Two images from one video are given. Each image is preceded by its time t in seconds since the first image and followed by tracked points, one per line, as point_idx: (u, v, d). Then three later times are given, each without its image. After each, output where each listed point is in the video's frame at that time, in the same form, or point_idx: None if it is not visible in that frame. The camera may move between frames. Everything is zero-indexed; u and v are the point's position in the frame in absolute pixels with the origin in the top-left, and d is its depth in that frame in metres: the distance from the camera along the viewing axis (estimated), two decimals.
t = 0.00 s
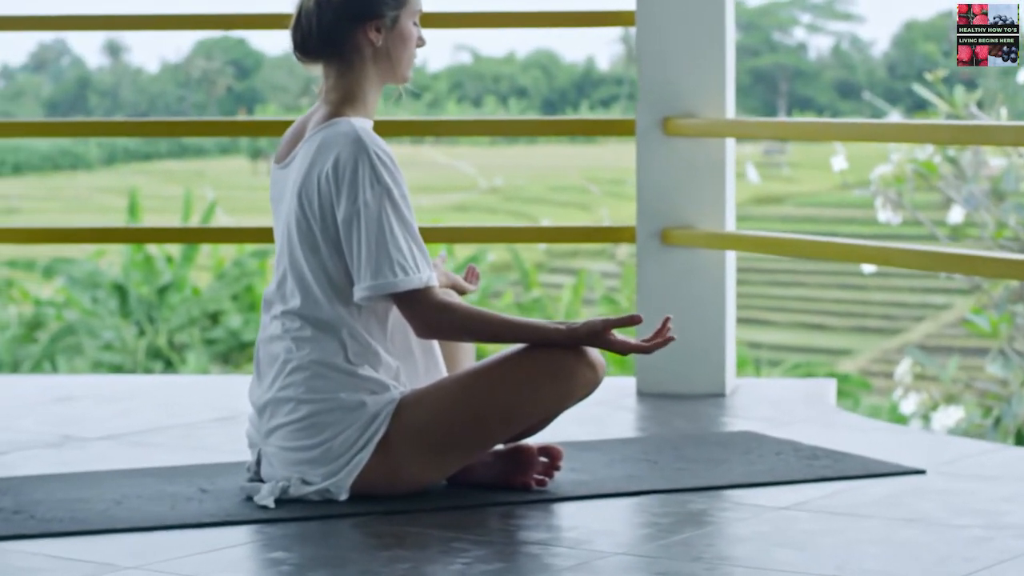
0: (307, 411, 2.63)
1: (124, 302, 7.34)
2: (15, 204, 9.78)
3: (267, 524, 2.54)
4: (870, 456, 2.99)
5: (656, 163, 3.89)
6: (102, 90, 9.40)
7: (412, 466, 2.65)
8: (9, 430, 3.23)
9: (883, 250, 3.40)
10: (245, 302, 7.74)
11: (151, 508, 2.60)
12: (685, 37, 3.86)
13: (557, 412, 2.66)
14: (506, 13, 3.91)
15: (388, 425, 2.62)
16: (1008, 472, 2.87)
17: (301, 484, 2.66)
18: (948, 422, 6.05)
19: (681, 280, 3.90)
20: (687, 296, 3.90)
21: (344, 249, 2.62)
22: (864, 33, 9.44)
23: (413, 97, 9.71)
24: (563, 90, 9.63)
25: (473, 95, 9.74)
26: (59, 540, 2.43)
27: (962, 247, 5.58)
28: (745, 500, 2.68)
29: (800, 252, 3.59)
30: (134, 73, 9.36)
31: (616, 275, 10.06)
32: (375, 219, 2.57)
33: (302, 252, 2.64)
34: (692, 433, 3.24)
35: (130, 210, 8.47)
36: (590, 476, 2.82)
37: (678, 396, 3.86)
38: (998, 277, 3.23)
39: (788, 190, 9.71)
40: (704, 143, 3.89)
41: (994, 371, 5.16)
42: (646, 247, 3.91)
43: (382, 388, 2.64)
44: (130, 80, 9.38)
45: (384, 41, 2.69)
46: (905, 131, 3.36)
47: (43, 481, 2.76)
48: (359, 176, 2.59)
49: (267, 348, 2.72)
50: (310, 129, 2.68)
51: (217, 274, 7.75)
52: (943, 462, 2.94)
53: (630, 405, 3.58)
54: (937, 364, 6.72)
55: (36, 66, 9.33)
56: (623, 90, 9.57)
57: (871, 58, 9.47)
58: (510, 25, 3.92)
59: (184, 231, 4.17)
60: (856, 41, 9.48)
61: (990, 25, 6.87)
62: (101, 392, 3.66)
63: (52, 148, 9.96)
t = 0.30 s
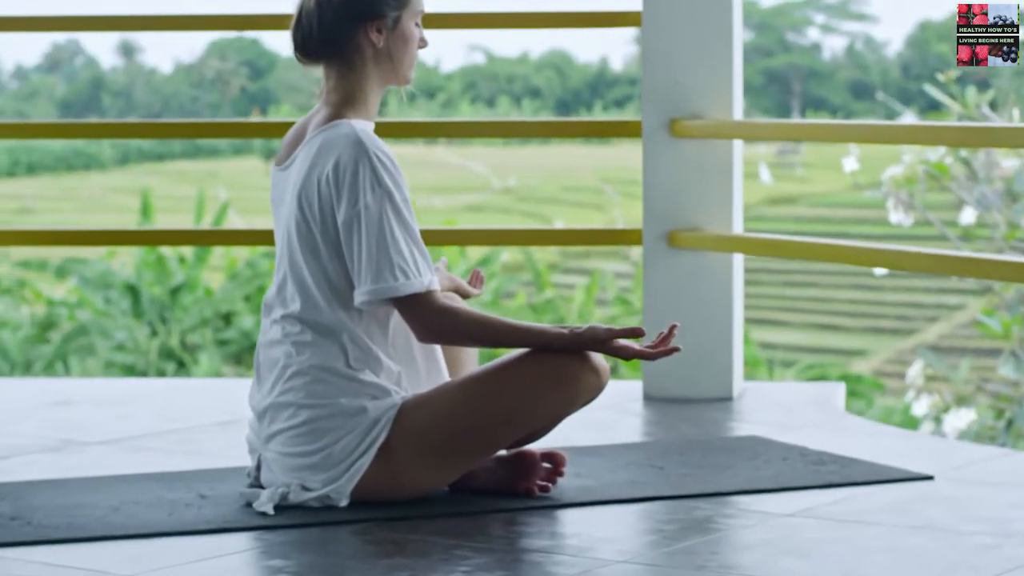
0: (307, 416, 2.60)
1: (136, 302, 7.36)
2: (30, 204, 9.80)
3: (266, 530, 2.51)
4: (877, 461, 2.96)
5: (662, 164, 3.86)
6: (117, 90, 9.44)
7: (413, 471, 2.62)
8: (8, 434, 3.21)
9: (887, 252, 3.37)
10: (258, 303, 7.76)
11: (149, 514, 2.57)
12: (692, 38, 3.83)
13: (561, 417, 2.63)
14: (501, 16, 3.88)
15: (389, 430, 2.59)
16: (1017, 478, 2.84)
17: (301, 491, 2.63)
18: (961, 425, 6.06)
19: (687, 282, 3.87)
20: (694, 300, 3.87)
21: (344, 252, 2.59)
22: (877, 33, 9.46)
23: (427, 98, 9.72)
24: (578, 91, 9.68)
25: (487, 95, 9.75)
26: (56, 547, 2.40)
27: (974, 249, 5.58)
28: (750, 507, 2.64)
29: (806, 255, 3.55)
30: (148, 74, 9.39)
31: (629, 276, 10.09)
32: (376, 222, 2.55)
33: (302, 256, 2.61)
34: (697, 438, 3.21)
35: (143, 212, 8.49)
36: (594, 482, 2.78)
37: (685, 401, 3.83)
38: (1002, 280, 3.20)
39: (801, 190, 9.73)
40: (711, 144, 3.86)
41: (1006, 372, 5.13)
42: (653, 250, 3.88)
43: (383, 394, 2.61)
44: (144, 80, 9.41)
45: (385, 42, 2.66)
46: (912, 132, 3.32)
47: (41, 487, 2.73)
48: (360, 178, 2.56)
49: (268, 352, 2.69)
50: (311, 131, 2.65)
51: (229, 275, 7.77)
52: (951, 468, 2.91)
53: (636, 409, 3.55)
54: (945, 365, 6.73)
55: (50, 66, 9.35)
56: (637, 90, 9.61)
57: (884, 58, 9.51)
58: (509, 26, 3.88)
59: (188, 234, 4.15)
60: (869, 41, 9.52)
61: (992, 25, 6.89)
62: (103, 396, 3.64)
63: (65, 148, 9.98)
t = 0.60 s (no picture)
0: (306, 424, 2.57)
1: (151, 302, 7.40)
2: (45, 206, 9.85)
3: (264, 541, 2.47)
4: (886, 469, 2.92)
5: (669, 167, 3.83)
6: (133, 91, 9.45)
7: (414, 481, 2.59)
8: (8, 440, 3.17)
9: (898, 258, 3.32)
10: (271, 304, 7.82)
11: (147, 524, 2.53)
12: (700, 39, 3.79)
13: (562, 425, 2.59)
14: (502, 16, 3.85)
15: (389, 439, 2.55)
16: None
17: (299, 500, 2.59)
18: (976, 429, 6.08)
19: (694, 288, 3.83)
20: (702, 305, 3.83)
21: (344, 258, 2.55)
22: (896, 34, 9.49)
23: (443, 97, 9.63)
24: (595, 92, 9.65)
25: (505, 95, 9.66)
26: (50, 558, 2.37)
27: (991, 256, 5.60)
28: (756, 517, 2.61)
29: (814, 260, 3.51)
30: (165, 75, 9.37)
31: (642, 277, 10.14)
32: (376, 228, 2.51)
33: (302, 262, 2.58)
34: (705, 444, 3.17)
35: (154, 213, 8.52)
36: (598, 490, 2.75)
37: (692, 406, 3.79)
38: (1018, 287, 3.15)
39: (817, 192, 9.78)
40: (719, 148, 3.82)
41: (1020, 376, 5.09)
42: (659, 255, 3.84)
43: (382, 402, 2.57)
44: (160, 82, 9.41)
45: (385, 45, 2.62)
46: (925, 136, 3.28)
47: (38, 495, 2.69)
48: (360, 183, 2.52)
49: (266, 360, 2.65)
50: (310, 135, 2.61)
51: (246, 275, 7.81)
52: (959, 476, 2.87)
53: (642, 416, 3.51)
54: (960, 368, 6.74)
55: (67, 67, 9.30)
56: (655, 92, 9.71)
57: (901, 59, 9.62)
58: (512, 27, 3.86)
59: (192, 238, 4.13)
60: (886, 42, 9.61)
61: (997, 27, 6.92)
62: (105, 401, 3.60)
63: (81, 150, 10.00)
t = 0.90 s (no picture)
0: (306, 431, 2.54)
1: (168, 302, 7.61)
2: (61, 206, 10.46)
3: (261, 550, 2.44)
4: (893, 476, 2.89)
5: (676, 170, 3.80)
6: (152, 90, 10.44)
7: (413, 488, 2.56)
8: (9, 445, 3.15)
9: (906, 263, 3.29)
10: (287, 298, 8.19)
11: (143, 532, 2.50)
12: (707, 41, 3.76)
13: (565, 433, 2.56)
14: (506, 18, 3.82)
15: (389, 446, 2.52)
16: None
17: (298, 507, 2.56)
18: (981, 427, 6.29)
19: (703, 292, 3.81)
20: (711, 308, 3.80)
21: (344, 264, 2.52)
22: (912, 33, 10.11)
23: (461, 99, 10.55)
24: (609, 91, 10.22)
25: (520, 96, 10.62)
26: (42, 567, 2.34)
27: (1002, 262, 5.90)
28: (763, 525, 2.57)
29: (821, 264, 3.48)
30: (181, 74, 10.34)
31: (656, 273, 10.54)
32: (376, 233, 2.47)
33: (301, 268, 2.54)
34: (711, 450, 3.15)
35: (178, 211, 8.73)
36: (602, 498, 2.72)
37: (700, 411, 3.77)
38: None
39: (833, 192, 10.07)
40: (727, 150, 3.79)
41: None
42: (667, 259, 3.82)
43: (383, 408, 2.54)
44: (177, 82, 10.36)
45: (385, 48, 2.58)
46: (933, 139, 3.24)
47: (34, 503, 2.66)
48: (360, 188, 2.49)
49: (266, 366, 2.62)
50: (311, 138, 2.58)
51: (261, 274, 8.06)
52: (968, 483, 2.84)
53: (649, 421, 3.49)
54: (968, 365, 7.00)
55: (83, 67, 10.36)
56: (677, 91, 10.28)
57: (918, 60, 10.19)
58: (516, 30, 3.83)
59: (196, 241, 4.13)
60: (902, 42, 10.22)
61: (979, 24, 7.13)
62: (108, 405, 3.60)
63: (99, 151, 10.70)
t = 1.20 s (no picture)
0: (306, 437, 2.50)
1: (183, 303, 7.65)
2: (80, 206, 10.52)
3: (260, 558, 2.40)
4: (902, 483, 2.85)
5: (684, 172, 3.77)
6: (172, 90, 10.35)
7: (413, 496, 2.52)
8: (7, 450, 3.12)
9: (917, 264, 3.25)
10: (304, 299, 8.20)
11: (139, 540, 2.46)
12: (716, 43, 3.74)
13: (568, 440, 2.52)
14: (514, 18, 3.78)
15: (390, 452, 2.48)
16: None
17: (297, 514, 2.52)
18: (999, 429, 6.31)
19: (712, 295, 3.78)
20: (720, 312, 3.77)
21: (345, 268, 2.48)
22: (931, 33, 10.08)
23: (479, 99, 10.47)
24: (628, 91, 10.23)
25: (539, 96, 10.56)
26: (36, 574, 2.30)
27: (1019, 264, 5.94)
28: (769, 533, 2.53)
29: (829, 267, 3.45)
30: (199, 75, 10.25)
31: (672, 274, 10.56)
32: (377, 235, 2.44)
33: (301, 271, 2.51)
34: (718, 455, 3.11)
35: (192, 213, 8.76)
36: (607, 505, 2.68)
37: (708, 415, 3.73)
38: None
39: (853, 192, 10.06)
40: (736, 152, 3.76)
41: None
42: (675, 262, 3.79)
43: (384, 414, 2.50)
44: (195, 82, 10.27)
45: (386, 48, 2.54)
46: (943, 141, 3.20)
47: (29, 510, 2.63)
48: (360, 190, 2.45)
49: (265, 370, 2.58)
50: (311, 140, 2.54)
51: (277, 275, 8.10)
52: (978, 490, 2.80)
53: (657, 426, 3.45)
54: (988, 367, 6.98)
55: (102, 67, 10.27)
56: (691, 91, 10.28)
57: (937, 59, 10.20)
58: (525, 29, 3.79)
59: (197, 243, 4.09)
60: (921, 41, 10.22)
61: (992, 26, 7.09)
62: (110, 409, 3.56)
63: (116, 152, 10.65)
